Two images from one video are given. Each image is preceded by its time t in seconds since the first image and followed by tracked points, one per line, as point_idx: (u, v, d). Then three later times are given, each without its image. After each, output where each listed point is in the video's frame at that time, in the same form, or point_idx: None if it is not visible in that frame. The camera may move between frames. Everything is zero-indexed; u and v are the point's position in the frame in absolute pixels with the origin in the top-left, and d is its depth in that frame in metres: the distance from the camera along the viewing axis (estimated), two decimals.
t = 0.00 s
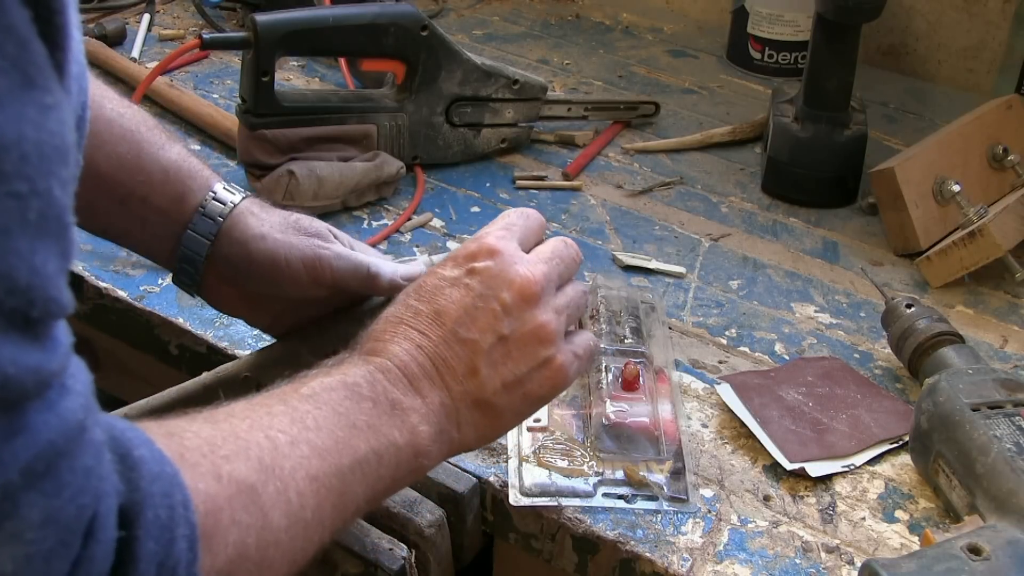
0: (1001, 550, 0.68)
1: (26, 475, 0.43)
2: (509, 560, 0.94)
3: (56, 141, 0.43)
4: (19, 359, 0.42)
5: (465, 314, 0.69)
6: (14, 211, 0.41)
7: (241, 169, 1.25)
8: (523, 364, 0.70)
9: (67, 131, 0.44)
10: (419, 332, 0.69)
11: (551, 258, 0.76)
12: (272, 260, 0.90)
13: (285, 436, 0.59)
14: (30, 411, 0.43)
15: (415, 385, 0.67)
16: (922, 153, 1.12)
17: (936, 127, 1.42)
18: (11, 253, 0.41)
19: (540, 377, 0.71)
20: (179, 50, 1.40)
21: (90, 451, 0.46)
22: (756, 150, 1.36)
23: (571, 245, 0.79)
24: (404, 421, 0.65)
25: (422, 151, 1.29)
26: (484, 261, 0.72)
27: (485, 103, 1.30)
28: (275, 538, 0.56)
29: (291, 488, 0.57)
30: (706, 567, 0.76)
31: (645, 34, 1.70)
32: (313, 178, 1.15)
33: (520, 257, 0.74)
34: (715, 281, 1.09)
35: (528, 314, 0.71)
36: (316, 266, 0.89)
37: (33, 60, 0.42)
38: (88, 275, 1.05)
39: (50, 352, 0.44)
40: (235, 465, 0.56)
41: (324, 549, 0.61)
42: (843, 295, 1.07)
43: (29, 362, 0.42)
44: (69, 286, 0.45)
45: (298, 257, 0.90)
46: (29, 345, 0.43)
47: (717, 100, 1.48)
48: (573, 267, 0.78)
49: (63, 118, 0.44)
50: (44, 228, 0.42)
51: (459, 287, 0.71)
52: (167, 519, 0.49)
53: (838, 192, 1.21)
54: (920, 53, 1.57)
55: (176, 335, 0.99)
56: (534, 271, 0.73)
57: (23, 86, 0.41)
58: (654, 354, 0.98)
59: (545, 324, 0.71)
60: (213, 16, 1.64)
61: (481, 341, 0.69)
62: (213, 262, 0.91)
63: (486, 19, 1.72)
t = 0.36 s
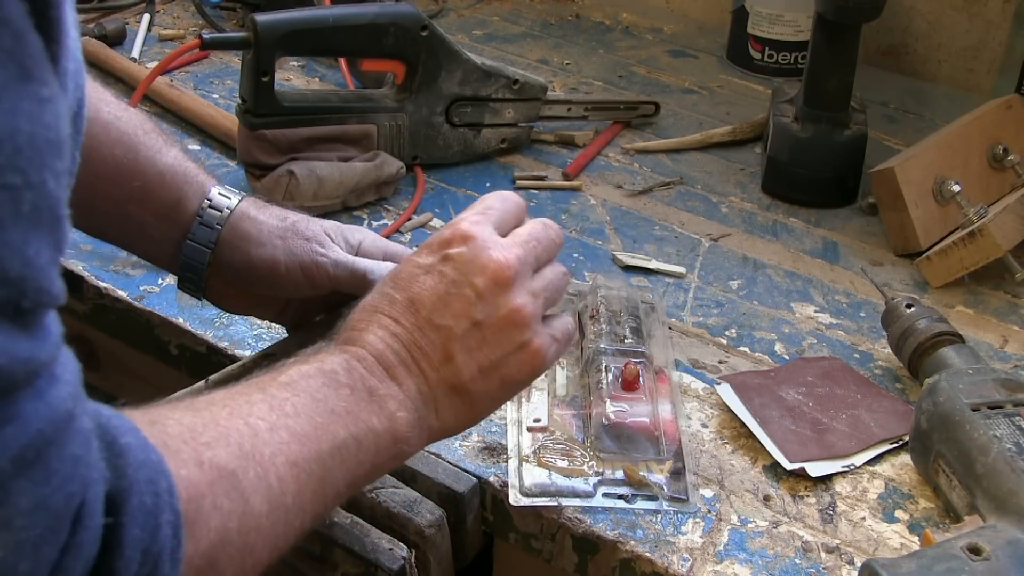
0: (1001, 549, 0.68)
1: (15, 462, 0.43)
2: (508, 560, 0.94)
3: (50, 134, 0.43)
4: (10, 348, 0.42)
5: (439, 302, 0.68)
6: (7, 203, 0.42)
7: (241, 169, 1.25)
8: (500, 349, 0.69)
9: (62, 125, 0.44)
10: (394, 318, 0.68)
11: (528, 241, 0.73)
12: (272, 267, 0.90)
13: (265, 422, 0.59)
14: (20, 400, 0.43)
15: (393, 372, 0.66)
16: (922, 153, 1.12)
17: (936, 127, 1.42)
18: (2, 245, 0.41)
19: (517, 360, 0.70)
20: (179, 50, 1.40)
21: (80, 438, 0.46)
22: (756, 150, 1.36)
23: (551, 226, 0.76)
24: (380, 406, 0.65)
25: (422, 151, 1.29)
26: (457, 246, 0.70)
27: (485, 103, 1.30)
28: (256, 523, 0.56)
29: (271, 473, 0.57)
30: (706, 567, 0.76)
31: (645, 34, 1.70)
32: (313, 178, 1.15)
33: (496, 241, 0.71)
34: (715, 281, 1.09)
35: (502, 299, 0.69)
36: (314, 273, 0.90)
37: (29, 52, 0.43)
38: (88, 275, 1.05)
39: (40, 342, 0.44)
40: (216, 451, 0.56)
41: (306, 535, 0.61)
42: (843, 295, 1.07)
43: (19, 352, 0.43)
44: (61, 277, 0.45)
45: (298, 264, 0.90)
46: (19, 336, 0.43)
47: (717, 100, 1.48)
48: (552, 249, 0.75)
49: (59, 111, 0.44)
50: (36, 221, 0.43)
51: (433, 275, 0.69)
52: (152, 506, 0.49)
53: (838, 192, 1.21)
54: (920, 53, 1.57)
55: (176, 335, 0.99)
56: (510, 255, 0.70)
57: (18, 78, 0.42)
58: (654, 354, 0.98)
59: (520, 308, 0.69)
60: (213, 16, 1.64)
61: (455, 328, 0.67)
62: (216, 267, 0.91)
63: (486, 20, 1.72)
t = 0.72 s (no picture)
0: (1001, 550, 0.68)
1: (16, 463, 0.43)
2: (509, 559, 0.94)
3: (47, 130, 0.43)
4: (10, 349, 0.42)
5: (456, 329, 0.68)
6: (6, 198, 0.41)
7: (241, 169, 1.25)
8: (519, 374, 0.69)
9: (57, 122, 0.44)
10: (414, 349, 0.67)
11: (539, 263, 0.74)
12: (272, 266, 0.90)
13: (280, 448, 0.59)
14: (19, 402, 0.43)
15: (412, 402, 0.65)
16: (922, 153, 1.12)
17: (936, 127, 1.42)
18: (1, 241, 0.41)
19: (538, 383, 0.70)
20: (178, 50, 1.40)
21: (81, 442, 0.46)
22: (756, 150, 1.36)
23: (558, 245, 0.77)
24: (401, 436, 0.64)
25: (422, 151, 1.29)
26: (472, 272, 0.70)
27: (485, 103, 1.31)
28: (269, 548, 0.56)
29: (286, 499, 0.57)
30: (706, 567, 0.76)
31: (645, 34, 1.70)
32: (313, 178, 1.15)
33: (509, 265, 0.71)
34: (715, 281, 1.09)
35: (519, 323, 0.69)
36: (315, 270, 0.89)
37: (25, 47, 0.43)
38: (88, 275, 1.05)
39: (41, 344, 0.44)
40: (229, 475, 0.56)
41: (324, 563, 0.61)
42: (843, 295, 1.07)
43: (19, 353, 0.43)
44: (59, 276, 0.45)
45: (298, 261, 0.89)
46: (18, 337, 0.43)
47: (717, 100, 1.48)
48: (562, 267, 0.76)
49: (53, 108, 0.44)
50: (34, 217, 0.43)
51: (448, 303, 0.69)
52: (159, 519, 0.49)
53: (838, 192, 1.21)
54: (920, 53, 1.58)
55: (176, 335, 0.99)
56: (523, 277, 0.71)
57: (14, 72, 0.42)
58: (654, 355, 0.98)
59: (538, 331, 0.70)
60: (213, 16, 1.64)
61: (474, 355, 0.67)
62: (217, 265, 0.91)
63: (486, 19, 1.72)
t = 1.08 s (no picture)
0: (1001, 550, 0.68)
1: (33, 457, 0.43)
2: (509, 559, 0.94)
3: (62, 129, 0.43)
4: (27, 344, 0.42)
5: (460, 305, 0.69)
6: (22, 196, 0.41)
7: (241, 169, 1.24)
8: (521, 350, 0.69)
9: (71, 120, 0.44)
10: (416, 326, 0.68)
11: (546, 242, 0.74)
12: (267, 254, 0.90)
13: (286, 426, 0.59)
14: (36, 396, 0.43)
15: (416, 376, 0.67)
16: (922, 153, 1.12)
17: (936, 127, 1.42)
18: (16, 238, 0.41)
19: (540, 361, 0.70)
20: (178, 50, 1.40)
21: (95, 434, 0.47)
22: (756, 150, 1.35)
23: (567, 226, 0.77)
24: (404, 411, 0.65)
25: (422, 151, 1.29)
26: (477, 249, 0.71)
27: (485, 103, 1.30)
28: (277, 525, 0.56)
29: (293, 476, 0.57)
30: (706, 567, 0.76)
31: (645, 34, 1.70)
32: (313, 178, 1.15)
33: (515, 243, 0.72)
34: (715, 281, 1.09)
35: (523, 299, 0.70)
36: (310, 254, 0.89)
37: (40, 48, 0.42)
38: (87, 275, 1.05)
39: (56, 338, 0.44)
40: (237, 454, 0.56)
41: (329, 538, 0.61)
42: (843, 295, 1.07)
43: (36, 347, 0.43)
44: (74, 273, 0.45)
45: (293, 248, 0.89)
46: (35, 332, 0.43)
47: (717, 100, 1.48)
48: (570, 249, 0.76)
49: (67, 106, 0.44)
50: (50, 215, 0.43)
51: (453, 278, 0.70)
52: (171, 505, 0.49)
53: (838, 192, 1.21)
54: (920, 53, 1.57)
55: (176, 335, 0.99)
56: (528, 256, 0.71)
57: (28, 71, 0.42)
58: (654, 355, 0.98)
59: (542, 309, 0.70)
60: (214, 16, 1.64)
61: (477, 331, 0.68)
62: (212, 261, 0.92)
63: (486, 20, 1.72)
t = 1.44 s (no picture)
0: (1001, 550, 0.68)
1: (37, 452, 0.43)
2: (509, 559, 0.94)
3: (65, 124, 0.43)
4: (31, 341, 0.42)
5: (476, 307, 0.68)
6: (26, 191, 0.42)
7: (241, 169, 1.24)
8: (536, 356, 0.69)
9: (74, 114, 0.44)
10: (432, 326, 0.68)
11: (564, 249, 0.73)
12: (264, 245, 0.90)
13: (297, 427, 0.59)
14: (40, 393, 0.43)
15: (429, 379, 0.66)
16: (922, 153, 1.12)
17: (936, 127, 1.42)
18: (21, 234, 0.41)
19: (554, 367, 0.70)
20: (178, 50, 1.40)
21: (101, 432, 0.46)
22: (756, 150, 1.36)
23: (585, 234, 0.76)
24: (416, 413, 0.65)
25: (422, 151, 1.29)
26: (495, 253, 0.70)
27: (485, 103, 1.31)
28: (287, 527, 0.56)
29: (302, 478, 0.57)
30: (706, 567, 0.76)
31: (645, 34, 1.70)
32: (313, 178, 1.15)
33: (531, 248, 0.71)
34: (715, 281, 1.09)
35: (540, 305, 0.69)
36: (307, 245, 0.89)
37: (44, 43, 0.43)
38: (88, 275, 1.04)
39: (58, 336, 0.44)
40: (246, 454, 0.56)
41: (339, 540, 0.61)
42: (843, 295, 1.07)
43: (39, 344, 0.43)
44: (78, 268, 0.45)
45: (289, 237, 0.90)
46: (38, 328, 0.43)
47: (717, 100, 1.48)
48: (588, 258, 0.75)
49: (70, 101, 0.44)
50: (54, 210, 0.43)
51: (470, 280, 0.70)
52: (177, 504, 0.49)
53: (838, 192, 1.21)
54: (920, 53, 1.58)
55: (176, 335, 0.99)
56: (546, 261, 0.71)
57: (30, 67, 0.42)
58: (654, 354, 0.98)
59: (559, 315, 0.70)
60: (214, 16, 1.64)
61: (492, 334, 0.68)
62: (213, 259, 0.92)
63: (486, 20, 1.72)
